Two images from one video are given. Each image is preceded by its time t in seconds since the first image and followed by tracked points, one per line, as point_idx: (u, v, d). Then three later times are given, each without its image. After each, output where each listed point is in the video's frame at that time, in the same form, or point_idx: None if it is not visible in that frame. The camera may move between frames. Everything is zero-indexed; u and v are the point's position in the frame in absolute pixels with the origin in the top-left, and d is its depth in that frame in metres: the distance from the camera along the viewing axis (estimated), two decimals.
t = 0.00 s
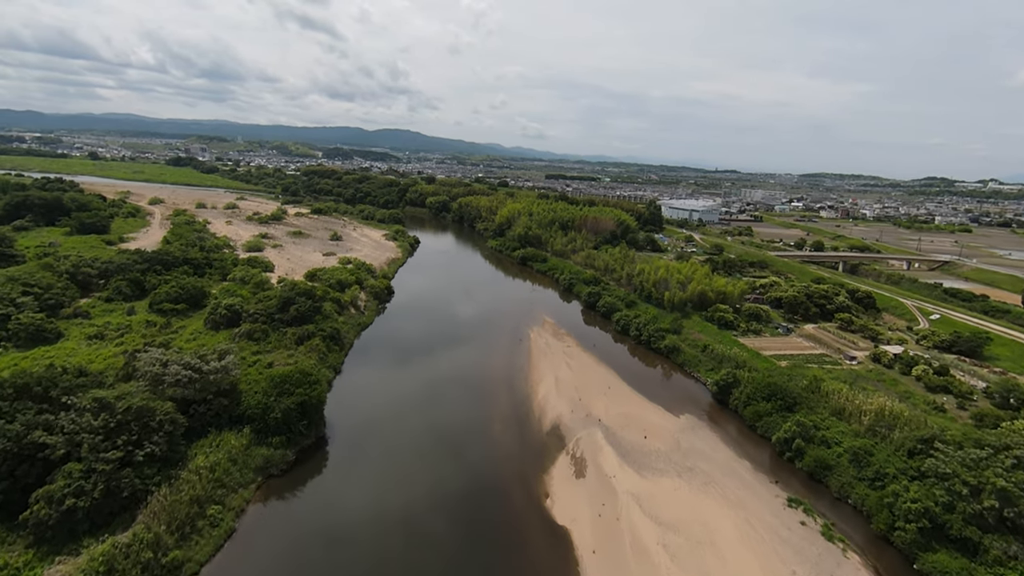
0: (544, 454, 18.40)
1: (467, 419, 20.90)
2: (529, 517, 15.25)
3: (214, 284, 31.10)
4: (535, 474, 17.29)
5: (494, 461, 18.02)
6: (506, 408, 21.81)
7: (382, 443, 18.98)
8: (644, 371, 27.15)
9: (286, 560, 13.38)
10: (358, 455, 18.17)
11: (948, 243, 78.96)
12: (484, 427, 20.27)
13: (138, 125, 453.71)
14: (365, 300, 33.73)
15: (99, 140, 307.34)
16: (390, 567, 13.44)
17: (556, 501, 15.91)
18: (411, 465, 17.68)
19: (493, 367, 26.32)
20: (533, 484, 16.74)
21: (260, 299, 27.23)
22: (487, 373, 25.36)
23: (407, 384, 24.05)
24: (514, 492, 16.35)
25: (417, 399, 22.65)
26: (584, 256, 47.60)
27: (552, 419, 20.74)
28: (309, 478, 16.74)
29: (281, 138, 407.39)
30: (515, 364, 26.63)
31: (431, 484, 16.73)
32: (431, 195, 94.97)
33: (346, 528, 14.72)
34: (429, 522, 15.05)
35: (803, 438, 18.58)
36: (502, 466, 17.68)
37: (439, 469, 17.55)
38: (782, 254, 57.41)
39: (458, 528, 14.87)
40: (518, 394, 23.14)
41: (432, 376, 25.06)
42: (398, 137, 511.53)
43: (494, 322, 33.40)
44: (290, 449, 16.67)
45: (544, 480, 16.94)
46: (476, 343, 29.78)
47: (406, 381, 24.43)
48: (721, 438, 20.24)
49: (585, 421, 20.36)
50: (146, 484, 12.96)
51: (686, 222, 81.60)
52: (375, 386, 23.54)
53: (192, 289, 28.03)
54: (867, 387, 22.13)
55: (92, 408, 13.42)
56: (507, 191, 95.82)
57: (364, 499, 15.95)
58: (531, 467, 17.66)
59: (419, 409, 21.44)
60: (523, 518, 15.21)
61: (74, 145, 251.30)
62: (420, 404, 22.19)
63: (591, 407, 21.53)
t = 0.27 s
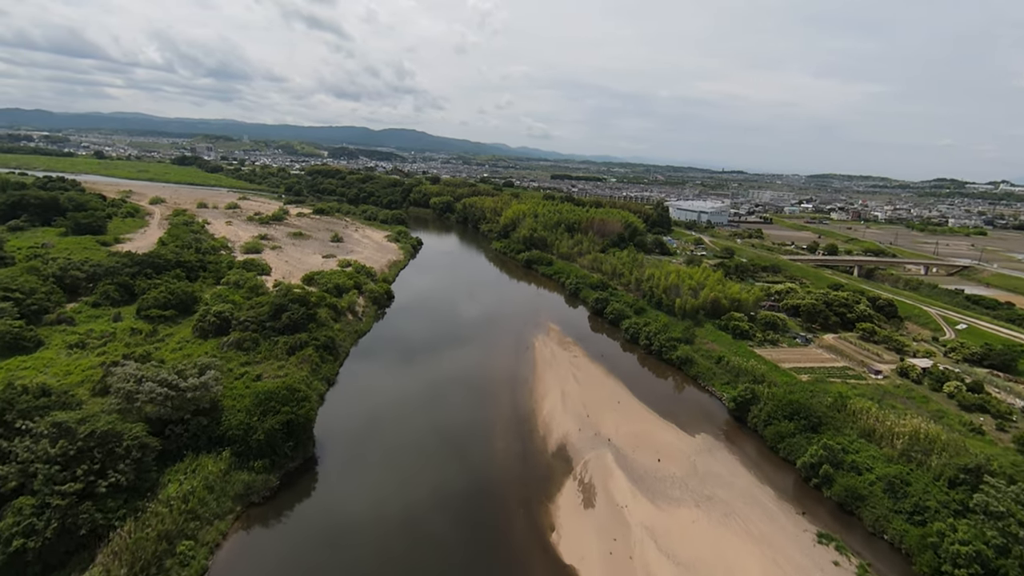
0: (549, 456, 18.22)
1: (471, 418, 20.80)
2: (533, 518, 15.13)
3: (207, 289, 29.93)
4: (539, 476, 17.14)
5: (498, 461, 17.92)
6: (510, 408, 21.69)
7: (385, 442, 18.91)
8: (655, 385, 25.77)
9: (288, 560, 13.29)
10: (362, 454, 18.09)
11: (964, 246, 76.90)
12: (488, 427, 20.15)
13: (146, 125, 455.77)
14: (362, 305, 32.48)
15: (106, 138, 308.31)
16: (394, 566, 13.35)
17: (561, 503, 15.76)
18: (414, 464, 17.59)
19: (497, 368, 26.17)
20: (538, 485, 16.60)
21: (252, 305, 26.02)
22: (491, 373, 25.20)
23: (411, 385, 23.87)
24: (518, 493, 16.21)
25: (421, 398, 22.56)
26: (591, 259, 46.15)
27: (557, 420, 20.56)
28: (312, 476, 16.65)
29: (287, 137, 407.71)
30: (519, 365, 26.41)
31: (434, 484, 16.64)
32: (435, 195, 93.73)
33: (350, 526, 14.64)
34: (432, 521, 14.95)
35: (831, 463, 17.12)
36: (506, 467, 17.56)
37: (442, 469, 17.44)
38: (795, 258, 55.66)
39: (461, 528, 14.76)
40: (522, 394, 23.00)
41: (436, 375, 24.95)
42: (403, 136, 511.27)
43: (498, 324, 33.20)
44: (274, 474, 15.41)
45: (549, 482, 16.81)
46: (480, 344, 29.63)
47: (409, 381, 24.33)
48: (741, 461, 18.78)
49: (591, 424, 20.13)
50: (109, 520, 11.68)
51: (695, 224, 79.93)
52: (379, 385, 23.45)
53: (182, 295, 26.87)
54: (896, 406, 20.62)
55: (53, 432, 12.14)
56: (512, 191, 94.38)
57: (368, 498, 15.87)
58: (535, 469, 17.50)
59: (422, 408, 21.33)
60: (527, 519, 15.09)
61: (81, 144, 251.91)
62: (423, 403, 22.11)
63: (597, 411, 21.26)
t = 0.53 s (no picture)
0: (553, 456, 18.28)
1: (475, 419, 20.92)
2: (537, 518, 15.24)
3: (197, 294, 28.73)
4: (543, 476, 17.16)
5: (502, 461, 18.03)
6: (514, 408, 21.82)
7: (390, 442, 19.03)
8: (665, 398, 24.35)
9: (295, 559, 13.39)
10: (366, 454, 18.24)
11: (980, 249, 74.86)
12: (492, 428, 20.26)
13: (151, 124, 456.76)
14: (360, 310, 31.24)
15: (111, 137, 308.94)
16: (399, 566, 13.45)
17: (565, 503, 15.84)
18: (419, 465, 17.73)
19: (501, 368, 26.22)
20: (542, 486, 16.67)
21: (242, 312, 24.78)
22: (495, 374, 25.28)
23: (416, 385, 23.96)
24: (522, 494, 16.30)
25: (425, 399, 22.65)
26: (597, 263, 44.66)
27: (562, 420, 20.58)
28: (316, 477, 16.71)
29: (292, 137, 406.94)
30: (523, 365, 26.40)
31: (439, 484, 16.76)
32: (438, 195, 92.42)
33: (356, 524, 14.77)
34: (437, 522, 15.06)
35: (861, 493, 15.70)
36: (511, 468, 17.65)
37: (446, 470, 17.56)
38: (808, 261, 53.95)
39: (465, 528, 14.87)
40: (526, 395, 23.11)
41: (440, 374, 25.01)
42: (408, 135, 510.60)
43: (502, 324, 33.18)
44: (254, 503, 14.13)
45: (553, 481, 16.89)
46: (484, 343, 29.66)
47: (413, 381, 24.41)
48: (761, 485, 17.37)
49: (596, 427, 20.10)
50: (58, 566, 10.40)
51: (703, 226, 78.23)
52: (383, 384, 23.59)
53: (170, 300, 25.68)
54: (929, 426, 19.14)
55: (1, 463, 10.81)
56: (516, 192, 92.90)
57: (373, 497, 15.98)
58: (540, 469, 17.52)
59: (426, 408, 21.47)
60: (531, 519, 15.20)
61: (86, 143, 252.33)
62: (428, 403, 22.22)
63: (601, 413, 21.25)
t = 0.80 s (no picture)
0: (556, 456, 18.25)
1: (478, 418, 20.95)
2: (541, 517, 15.26)
3: (186, 300, 27.47)
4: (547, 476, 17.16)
5: (505, 461, 18.05)
6: (518, 408, 21.84)
7: (394, 441, 19.10)
8: (678, 413, 22.92)
9: (299, 560, 13.47)
10: (370, 454, 18.31)
11: (994, 250, 73.02)
12: (496, 428, 20.29)
13: (155, 123, 457.39)
14: (356, 317, 29.93)
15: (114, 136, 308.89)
16: (402, 566, 13.50)
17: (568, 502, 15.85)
18: (422, 465, 17.79)
19: (504, 367, 26.18)
20: (545, 485, 16.67)
21: (230, 321, 23.50)
22: (498, 374, 25.28)
23: (419, 384, 24.01)
24: (525, 493, 16.34)
25: (428, 398, 22.68)
26: (602, 266, 43.24)
27: (566, 421, 20.55)
28: (319, 477, 16.78)
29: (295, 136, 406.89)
30: (527, 365, 26.35)
31: (442, 484, 16.82)
32: (440, 195, 91.05)
33: (360, 524, 14.84)
34: (440, 521, 15.10)
35: (900, 528, 14.22)
36: (514, 468, 17.64)
37: (450, 469, 17.60)
38: (820, 264, 52.29)
39: (469, 527, 14.91)
40: (529, 395, 23.12)
41: (443, 374, 25.01)
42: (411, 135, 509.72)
43: (505, 325, 33.11)
44: (228, 539, 12.84)
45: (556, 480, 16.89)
46: (487, 343, 29.61)
47: (417, 380, 24.44)
48: (786, 515, 15.92)
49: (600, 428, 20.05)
50: None
51: (710, 226, 76.59)
52: (387, 383, 23.68)
53: (155, 308, 24.39)
54: (966, 449, 17.66)
55: None
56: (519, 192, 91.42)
57: (376, 498, 16.05)
58: (544, 469, 17.52)
59: (430, 407, 21.55)
60: (534, 518, 15.23)
61: (89, 142, 252.28)
62: (431, 402, 22.26)
63: (606, 416, 21.17)
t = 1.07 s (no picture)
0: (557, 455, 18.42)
1: (479, 418, 21.15)
2: (541, 515, 15.48)
3: (172, 309, 26.17)
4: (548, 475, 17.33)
5: (507, 460, 18.29)
6: (519, 407, 22.02)
7: (396, 441, 19.36)
8: (690, 428, 21.58)
9: (304, 561, 13.75)
10: (373, 454, 18.59)
11: (1009, 250, 71.28)
12: (497, 427, 20.49)
13: (158, 124, 457.67)
14: (351, 325, 28.64)
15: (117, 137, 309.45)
16: (405, 565, 13.78)
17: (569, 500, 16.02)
18: (424, 465, 18.06)
19: (506, 367, 26.29)
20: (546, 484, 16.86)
21: (215, 331, 22.20)
22: (500, 373, 25.41)
23: (422, 383, 24.18)
24: (526, 492, 16.55)
25: (430, 397, 22.88)
26: (607, 269, 41.85)
27: (567, 421, 20.67)
28: (323, 479, 17.01)
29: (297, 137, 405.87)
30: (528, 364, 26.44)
31: (444, 483, 17.09)
32: (441, 195, 89.70)
33: (364, 525, 15.13)
34: (442, 521, 15.36)
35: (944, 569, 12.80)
36: (515, 467, 17.85)
37: (451, 470, 17.84)
38: (832, 266, 50.74)
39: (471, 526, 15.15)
40: (530, 394, 23.26)
41: (445, 374, 25.15)
42: (413, 134, 509.15)
43: (507, 325, 33.03)
44: None
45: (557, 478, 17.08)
46: (489, 343, 29.68)
47: (419, 379, 24.64)
48: (815, 550, 14.56)
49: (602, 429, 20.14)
50: None
51: (716, 227, 75.01)
52: (389, 383, 23.94)
53: (138, 318, 23.08)
54: (1011, 475, 16.15)
55: None
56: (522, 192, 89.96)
57: (380, 499, 16.34)
58: (544, 469, 17.69)
59: (432, 407, 21.81)
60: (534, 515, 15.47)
61: (92, 143, 252.40)
62: (433, 402, 22.46)
63: (608, 416, 21.23)
